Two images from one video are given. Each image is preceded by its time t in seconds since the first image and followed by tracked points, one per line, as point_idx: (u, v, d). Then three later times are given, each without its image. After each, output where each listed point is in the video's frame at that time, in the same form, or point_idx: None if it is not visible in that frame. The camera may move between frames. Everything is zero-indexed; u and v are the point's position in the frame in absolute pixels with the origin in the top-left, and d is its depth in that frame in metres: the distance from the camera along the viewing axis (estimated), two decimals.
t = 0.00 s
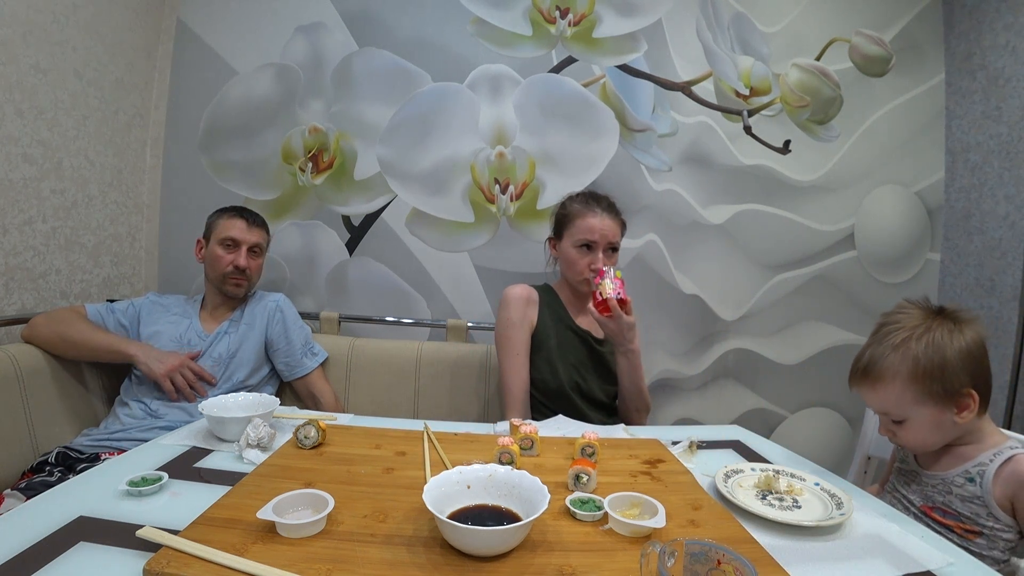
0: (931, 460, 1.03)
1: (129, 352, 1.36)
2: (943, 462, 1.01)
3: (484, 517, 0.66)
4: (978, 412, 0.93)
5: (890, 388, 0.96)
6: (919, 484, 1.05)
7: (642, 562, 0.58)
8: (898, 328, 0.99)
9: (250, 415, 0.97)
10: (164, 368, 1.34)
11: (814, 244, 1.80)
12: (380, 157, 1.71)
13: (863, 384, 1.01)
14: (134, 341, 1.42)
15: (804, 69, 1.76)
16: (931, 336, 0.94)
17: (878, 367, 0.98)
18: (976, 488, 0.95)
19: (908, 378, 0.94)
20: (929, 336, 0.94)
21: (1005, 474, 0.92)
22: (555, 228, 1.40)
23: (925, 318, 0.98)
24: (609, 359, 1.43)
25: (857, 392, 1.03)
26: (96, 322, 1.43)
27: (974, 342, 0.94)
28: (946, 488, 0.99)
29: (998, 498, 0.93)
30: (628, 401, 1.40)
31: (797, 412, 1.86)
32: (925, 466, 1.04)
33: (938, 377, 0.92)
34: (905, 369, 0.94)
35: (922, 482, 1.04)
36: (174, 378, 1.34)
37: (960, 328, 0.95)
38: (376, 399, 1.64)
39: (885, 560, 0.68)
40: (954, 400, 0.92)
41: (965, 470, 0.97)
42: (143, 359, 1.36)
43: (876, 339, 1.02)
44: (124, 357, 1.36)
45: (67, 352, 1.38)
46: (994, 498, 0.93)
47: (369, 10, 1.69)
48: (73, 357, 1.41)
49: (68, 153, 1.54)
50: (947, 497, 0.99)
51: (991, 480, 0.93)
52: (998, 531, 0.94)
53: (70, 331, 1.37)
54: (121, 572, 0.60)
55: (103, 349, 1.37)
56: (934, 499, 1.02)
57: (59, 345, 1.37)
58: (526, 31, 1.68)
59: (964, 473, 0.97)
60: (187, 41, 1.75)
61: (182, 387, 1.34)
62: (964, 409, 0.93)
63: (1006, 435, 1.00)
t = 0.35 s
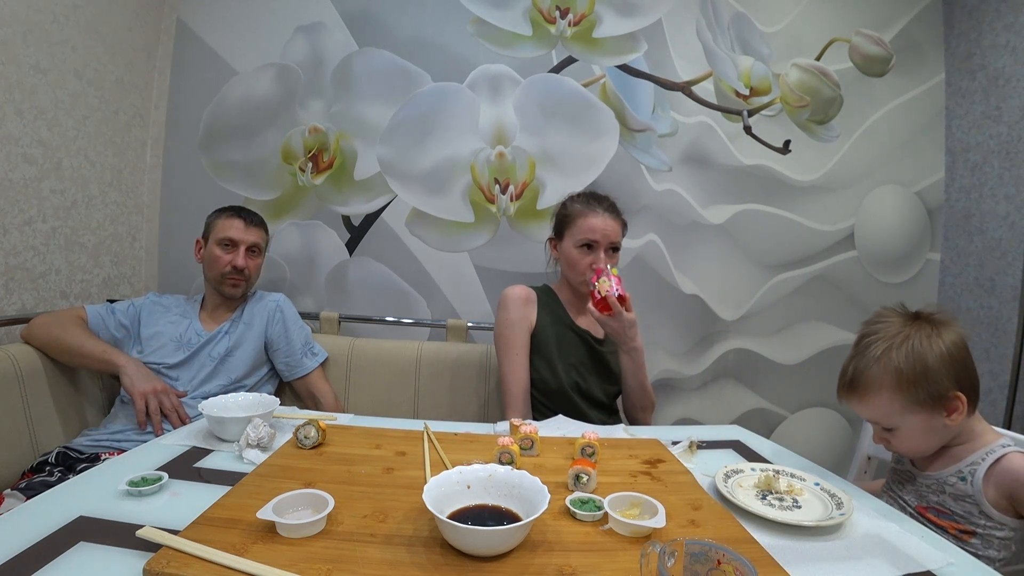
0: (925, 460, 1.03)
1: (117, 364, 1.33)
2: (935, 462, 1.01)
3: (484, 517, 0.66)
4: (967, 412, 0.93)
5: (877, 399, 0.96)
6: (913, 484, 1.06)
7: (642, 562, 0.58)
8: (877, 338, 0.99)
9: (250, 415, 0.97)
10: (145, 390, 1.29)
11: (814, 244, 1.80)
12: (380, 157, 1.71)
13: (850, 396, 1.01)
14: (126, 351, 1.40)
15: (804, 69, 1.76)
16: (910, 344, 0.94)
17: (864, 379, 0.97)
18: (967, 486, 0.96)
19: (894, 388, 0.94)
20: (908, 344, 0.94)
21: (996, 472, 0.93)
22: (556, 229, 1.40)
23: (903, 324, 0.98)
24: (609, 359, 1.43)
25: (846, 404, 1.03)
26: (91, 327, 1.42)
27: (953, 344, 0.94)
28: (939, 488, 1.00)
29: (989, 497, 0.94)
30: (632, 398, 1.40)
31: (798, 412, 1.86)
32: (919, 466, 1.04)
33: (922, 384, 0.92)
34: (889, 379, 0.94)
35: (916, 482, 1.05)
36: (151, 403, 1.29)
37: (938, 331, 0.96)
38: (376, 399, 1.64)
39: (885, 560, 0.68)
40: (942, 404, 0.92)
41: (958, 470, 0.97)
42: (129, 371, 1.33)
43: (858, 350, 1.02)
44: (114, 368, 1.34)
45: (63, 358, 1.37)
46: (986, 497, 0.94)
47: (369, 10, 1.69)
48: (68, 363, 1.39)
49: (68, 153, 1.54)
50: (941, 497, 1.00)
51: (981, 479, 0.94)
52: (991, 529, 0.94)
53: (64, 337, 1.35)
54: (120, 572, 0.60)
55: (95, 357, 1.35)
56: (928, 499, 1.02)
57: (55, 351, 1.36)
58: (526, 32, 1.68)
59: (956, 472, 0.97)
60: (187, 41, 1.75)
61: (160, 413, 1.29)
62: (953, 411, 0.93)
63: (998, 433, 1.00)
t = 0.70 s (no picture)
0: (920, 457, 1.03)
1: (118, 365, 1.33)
2: (931, 459, 1.01)
3: (484, 517, 0.66)
4: (955, 410, 0.93)
5: (864, 402, 0.96)
6: (910, 482, 1.05)
7: (642, 562, 0.58)
8: (860, 342, 0.99)
9: (250, 415, 0.97)
10: (145, 390, 1.29)
11: (814, 245, 1.80)
12: (380, 157, 1.71)
13: (838, 401, 1.01)
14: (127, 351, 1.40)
15: (804, 69, 1.76)
16: (889, 346, 0.95)
17: (850, 384, 0.98)
18: (965, 483, 0.95)
19: (879, 391, 0.94)
20: (889, 346, 0.95)
21: (993, 468, 0.93)
22: (555, 228, 1.40)
23: (885, 327, 0.99)
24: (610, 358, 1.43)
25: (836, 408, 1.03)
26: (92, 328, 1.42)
27: (935, 343, 0.94)
28: (937, 485, 1.00)
29: (987, 492, 0.94)
30: (637, 392, 1.40)
31: (798, 412, 1.86)
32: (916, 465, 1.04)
33: (906, 385, 0.92)
34: (874, 382, 0.94)
35: (913, 481, 1.04)
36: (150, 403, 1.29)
37: (918, 332, 0.96)
38: (376, 399, 1.64)
39: (885, 560, 0.68)
40: (928, 403, 0.92)
41: (955, 467, 0.97)
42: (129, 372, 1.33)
43: (843, 354, 1.02)
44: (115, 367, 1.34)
45: (63, 358, 1.37)
46: (984, 492, 0.94)
47: (370, 10, 1.69)
48: (69, 363, 1.39)
49: (68, 153, 1.54)
50: (939, 494, 1.00)
51: (979, 475, 0.94)
52: (990, 524, 0.95)
53: (64, 337, 1.35)
54: (121, 572, 0.60)
55: (96, 357, 1.35)
56: (927, 497, 1.02)
57: (55, 351, 1.36)
58: (526, 32, 1.68)
59: (954, 469, 0.97)
60: (187, 41, 1.75)
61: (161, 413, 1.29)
62: (940, 410, 0.92)
63: (992, 429, 1.00)
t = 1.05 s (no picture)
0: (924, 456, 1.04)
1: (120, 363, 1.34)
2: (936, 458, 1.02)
3: (484, 517, 0.66)
4: (965, 411, 0.93)
5: (876, 409, 0.95)
6: (915, 481, 1.06)
7: (642, 562, 0.58)
8: (867, 348, 0.99)
9: (250, 415, 0.97)
10: (145, 388, 1.30)
11: (814, 245, 1.80)
12: (380, 157, 1.71)
13: (849, 410, 1.01)
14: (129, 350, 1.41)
15: (804, 69, 1.76)
16: (897, 352, 0.95)
17: (860, 391, 0.97)
18: (970, 480, 0.96)
19: (890, 396, 0.93)
20: (897, 352, 0.95)
21: (998, 466, 0.94)
22: (554, 227, 1.40)
23: (890, 333, 0.99)
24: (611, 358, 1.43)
25: (846, 416, 1.03)
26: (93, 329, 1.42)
27: (941, 346, 0.94)
28: (941, 484, 1.00)
29: (992, 490, 0.94)
30: (644, 386, 1.40)
31: (798, 411, 1.86)
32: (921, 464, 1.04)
33: (917, 389, 0.92)
34: (885, 388, 0.94)
35: (918, 480, 1.05)
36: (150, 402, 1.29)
37: (924, 336, 0.96)
38: (376, 399, 1.64)
39: (885, 560, 0.68)
40: (939, 406, 0.92)
41: (960, 465, 0.97)
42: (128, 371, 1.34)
43: (850, 362, 1.02)
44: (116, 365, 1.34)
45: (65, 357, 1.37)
46: (989, 491, 0.94)
47: (369, 10, 1.69)
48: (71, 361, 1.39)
49: (68, 153, 1.54)
50: (943, 492, 1.00)
51: (984, 473, 0.94)
52: (994, 522, 0.95)
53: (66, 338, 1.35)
54: (120, 572, 0.60)
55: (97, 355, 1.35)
56: (931, 495, 1.02)
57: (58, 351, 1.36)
58: (526, 32, 1.68)
59: (958, 467, 0.98)
60: (187, 41, 1.75)
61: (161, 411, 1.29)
62: (951, 411, 0.92)
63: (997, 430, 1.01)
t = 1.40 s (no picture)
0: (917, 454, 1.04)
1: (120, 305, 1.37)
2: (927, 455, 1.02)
3: (484, 517, 0.66)
4: (960, 412, 0.94)
5: (875, 416, 0.95)
6: (908, 478, 1.06)
7: (642, 562, 0.58)
8: (864, 352, 0.98)
9: (250, 415, 0.97)
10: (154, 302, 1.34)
11: (815, 245, 1.80)
12: (380, 157, 1.71)
13: (846, 415, 1.00)
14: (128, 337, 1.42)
15: (804, 68, 1.76)
16: (893, 358, 0.94)
17: (859, 397, 0.96)
18: (961, 477, 0.96)
19: (889, 402, 0.93)
20: (896, 356, 0.94)
21: (989, 462, 0.93)
22: (554, 227, 1.40)
23: (885, 336, 0.98)
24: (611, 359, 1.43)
25: (842, 420, 1.02)
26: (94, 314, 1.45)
27: (937, 348, 0.94)
28: (933, 480, 1.00)
29: (982, 486, 0.94)
30: (646, 383, 1.39)
31: (797, 412, 1.86)
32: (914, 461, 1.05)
33: (916, 395, 0.92)
34: (884, 394, 0.93)
35: (911, 477, 1.05)
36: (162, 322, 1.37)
37: (919, 340, 0.95)
38: (376, 399, 1.64)
39: (885, 560, 0.68)
40: (936, 409, 0.93)
41: (951, 461, 0.98)
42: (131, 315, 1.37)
43: (846, 366, 1.01)
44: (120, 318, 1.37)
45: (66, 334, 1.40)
46: (979, 487, 0.94)
47: (369, 10, 1.69)
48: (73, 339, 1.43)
49: (68, 153, 1.54)
50: (935, 488, 1.00)
51: (974, 470, 0.94)
52: (985, 518, 0.95)
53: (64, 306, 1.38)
54: (120, 572, 0.60)
55: (98, 319, 1.38)
56: (923, 491, 1.02)
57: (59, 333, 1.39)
58: (526, 32, 1.68)
59: (949, 464, 0.98)
60: (186, 41, 1.75)
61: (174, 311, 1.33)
62: (948, 414, 0.93)
63: (988, 428, 1.01)
